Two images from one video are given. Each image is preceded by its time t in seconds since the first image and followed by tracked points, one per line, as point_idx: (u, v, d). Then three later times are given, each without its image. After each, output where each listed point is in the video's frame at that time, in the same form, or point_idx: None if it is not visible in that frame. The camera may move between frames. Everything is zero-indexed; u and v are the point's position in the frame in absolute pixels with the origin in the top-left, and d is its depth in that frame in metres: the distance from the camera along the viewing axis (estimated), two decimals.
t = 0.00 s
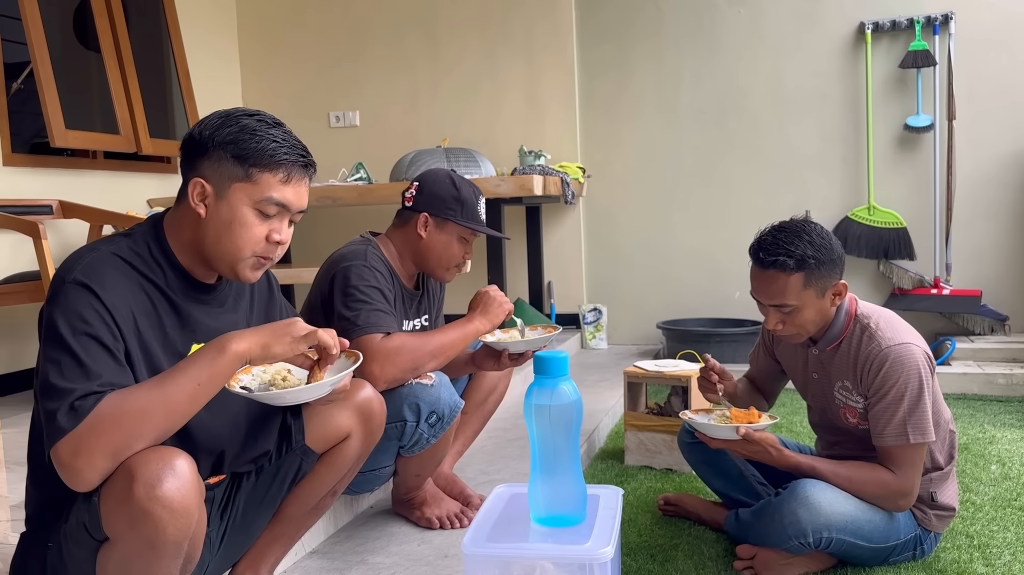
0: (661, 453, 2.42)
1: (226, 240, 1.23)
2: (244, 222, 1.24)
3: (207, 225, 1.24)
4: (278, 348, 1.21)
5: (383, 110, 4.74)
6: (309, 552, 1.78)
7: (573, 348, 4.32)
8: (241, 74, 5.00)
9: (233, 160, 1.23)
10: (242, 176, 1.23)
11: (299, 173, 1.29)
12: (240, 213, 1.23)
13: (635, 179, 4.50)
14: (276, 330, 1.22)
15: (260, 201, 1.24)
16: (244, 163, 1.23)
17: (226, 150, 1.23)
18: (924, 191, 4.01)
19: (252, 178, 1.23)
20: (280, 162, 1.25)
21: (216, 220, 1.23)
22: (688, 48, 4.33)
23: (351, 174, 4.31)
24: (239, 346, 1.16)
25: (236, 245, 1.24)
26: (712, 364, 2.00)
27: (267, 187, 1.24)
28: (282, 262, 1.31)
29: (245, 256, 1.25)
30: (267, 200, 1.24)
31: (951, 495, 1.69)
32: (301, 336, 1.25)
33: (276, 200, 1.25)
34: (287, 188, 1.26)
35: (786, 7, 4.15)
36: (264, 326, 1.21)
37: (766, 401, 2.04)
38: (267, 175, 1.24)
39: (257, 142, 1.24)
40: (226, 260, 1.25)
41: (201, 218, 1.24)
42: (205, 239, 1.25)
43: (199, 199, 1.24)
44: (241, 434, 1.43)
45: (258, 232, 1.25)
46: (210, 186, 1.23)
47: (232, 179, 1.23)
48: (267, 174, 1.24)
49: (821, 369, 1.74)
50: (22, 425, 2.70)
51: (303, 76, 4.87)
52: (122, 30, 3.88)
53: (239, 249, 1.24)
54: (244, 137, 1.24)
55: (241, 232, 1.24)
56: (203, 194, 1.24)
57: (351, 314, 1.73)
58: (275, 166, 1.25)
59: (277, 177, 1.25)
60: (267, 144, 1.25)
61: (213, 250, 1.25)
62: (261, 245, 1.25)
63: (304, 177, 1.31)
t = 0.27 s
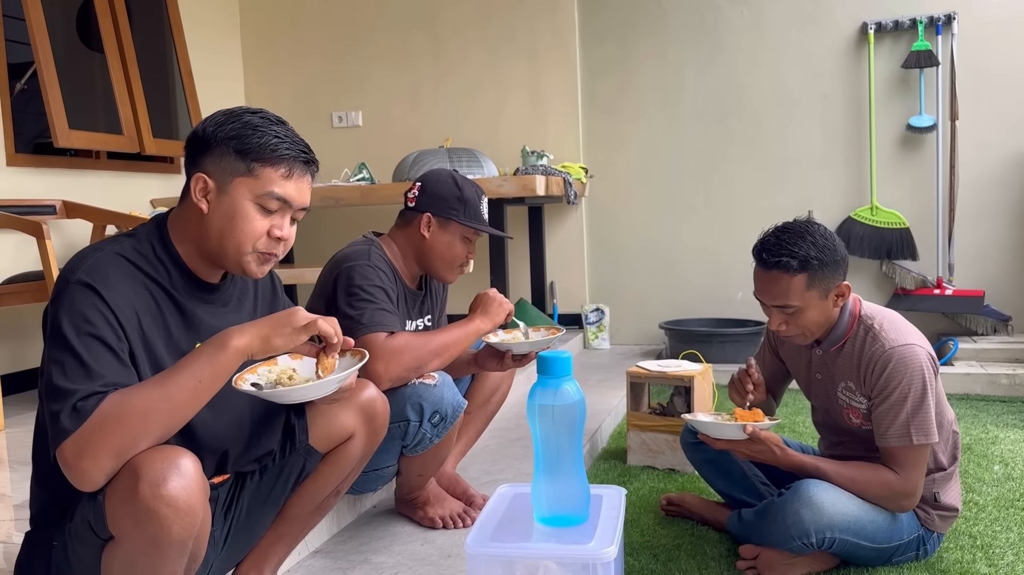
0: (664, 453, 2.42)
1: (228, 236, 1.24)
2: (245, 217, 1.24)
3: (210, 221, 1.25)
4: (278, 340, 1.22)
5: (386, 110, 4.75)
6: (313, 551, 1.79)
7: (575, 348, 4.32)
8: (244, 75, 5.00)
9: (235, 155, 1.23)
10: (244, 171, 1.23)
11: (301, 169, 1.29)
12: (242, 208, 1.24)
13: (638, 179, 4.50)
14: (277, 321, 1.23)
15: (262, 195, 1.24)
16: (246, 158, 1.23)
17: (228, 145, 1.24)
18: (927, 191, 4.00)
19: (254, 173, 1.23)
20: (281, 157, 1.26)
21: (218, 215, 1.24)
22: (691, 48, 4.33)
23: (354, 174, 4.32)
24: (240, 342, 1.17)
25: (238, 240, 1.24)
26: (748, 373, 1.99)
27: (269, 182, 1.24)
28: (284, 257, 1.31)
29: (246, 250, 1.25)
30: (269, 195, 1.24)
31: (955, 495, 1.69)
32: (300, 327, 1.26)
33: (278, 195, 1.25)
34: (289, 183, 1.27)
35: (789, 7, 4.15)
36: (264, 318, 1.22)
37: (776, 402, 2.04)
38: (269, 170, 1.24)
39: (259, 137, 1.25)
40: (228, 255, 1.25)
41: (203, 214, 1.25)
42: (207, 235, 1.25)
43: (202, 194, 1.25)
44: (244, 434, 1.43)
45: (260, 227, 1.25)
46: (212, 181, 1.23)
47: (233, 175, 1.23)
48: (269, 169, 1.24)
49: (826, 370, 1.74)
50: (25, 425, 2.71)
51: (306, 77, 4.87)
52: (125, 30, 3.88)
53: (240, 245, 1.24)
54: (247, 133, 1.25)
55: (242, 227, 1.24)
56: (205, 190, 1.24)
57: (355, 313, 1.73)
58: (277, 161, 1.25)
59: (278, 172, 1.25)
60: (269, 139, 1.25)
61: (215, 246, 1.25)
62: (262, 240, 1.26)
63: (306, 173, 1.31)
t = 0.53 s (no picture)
0: (666, 453, 2.42)
1: (229, 234, 1.24)
2: (247, 214, 1.24)
3: (211, 219, 1.25)
4: (288, 347, 1.23)
5: (388, 110, 4.75)
6: (315, 550, 1.79)
7: (577, 348, 4.32)
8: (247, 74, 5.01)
9: (234, 153, 1.23)
10: (245, 168, 1.24)
11: (300, 164, 1.30)
12: (243, 206, 1.24)
13: (640, 179, 4.50)
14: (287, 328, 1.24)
15: (263, 192, 1.25)
16: (246, 155, 1.24)
17: (227, 143, 1.24)
18: (930, 191, 4.00)
19: (254, 171, 1.24)
20: (281, 154, 1.26)
21: (219, 213, 1.24)
22: (694, 48, 4.33)
23: (356, 174, 4.32)
24: (248, 342, 1.16)
25: (239, 238, 1.24)
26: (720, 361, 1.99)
27: (269, 179, 1.25)
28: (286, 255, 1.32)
29: (248, 248, 1.25)
30: (270, 192, 1.25)
31: (958, 495, 1.69)
32: (311, 335, 1.27)
33: (279, 192, 1.26)
34: (289, 179, 1.27)
35: (792, 7, 4.15)
36: (274, 323, 1.23)
37: (773, 399, 2.04)
38: (269, 167, 1.25)
39: (258, 134, 1.25)
40: (231, 252, 1.26)
41: (205, 212, 1.25)
42: (208, 233, 1.26)
43: (203, 193, 1.25)
44: (247, 432, 1.43)
45: (261, 224, 1.26)
46: (213, 180, 1.24)
47: (234, 172, 1.23)
48: (269, 166, 1.25)
49: (830, 368, 1.74)
50: (29, 424, 2.71)
51: (309, 77, 4.88)
52: (128, 29, 3.89)
53: (243, 242, 1.24)
54: (245, 129, 1.25)
55: (244, 224, 1.24)
56: (206, 188, 1.25)
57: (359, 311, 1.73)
58: (276, 157, 1.25)
59: (279, 169, 1.26)
60: (268, 136, 1.25)
61: (217, 244, 1.26)
62: (265, 237, 1.26)
63: (306, 168, 1.32)
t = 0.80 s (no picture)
0: (668, 453, 2.41)
1: (230, 231, 1.24)
2: (246, 209, 1.25)
3: (211, 216, 1.25)
4: (296, 351, 1.22)
5: (390, 110, 4.75)
6: (317, 549, 1.79)
7: (579, 348, 4.32)
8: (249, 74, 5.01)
9: (230, 148, 1.24)
10: (242, 163, 1.24)
11: (296, 156, 1.30)
12: (242, 201, 1.24)
13: (642, 179, 4.49)
14: (294, 332, 1.23)
15: (261, 186, 1.25)
16: (242, 150, 1.24)
17: (223, 139, 1.24)
18: (932, 191, 3.99)
19: (252, 165, 1.24)
20: (277, 147, 1.27)
21: (218, 210, 1.24)
22: (696, 48, 4.32)
23: (358, 173, 4.32)
24: (257, 350, 1.18)
25: (239, 234, 1.25)
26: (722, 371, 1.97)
27: (267, 172, 1.25)
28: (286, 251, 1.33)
29: (247, 244, 1.25)
30: (268, 185, 1.25)
31: (960, 496, 1.69)
32: (319, 338, 1.25)
33: (277, 185, 1.26)
34: (287, 172, 1.28)
35: (795, 7, 4.14)
36: (282, 328, 1.23)
37: (767, 398, 2.05)
38: (266, 160, 1.25)
39: (253, 128, 1.25)
40: (231, 249, 1.26)
41: (204, 210, 1.25)
42: (208, 231, 1.26)
43: (201, 190, 1.25)
44: (249, 432, 1.43)
45: (262, 219, 1.26)
46: (210, 177, 1.24)
47: (231, 168, 1.24)
48: (266, 159, 1.25)
49: (832, 369, 1.74)
50: (31, 424, 2.72)
51: (311, 77, 4.88)
52: (130, 29, 3.89)
53: (244, 238, 1.25)
54: (240, 124, 1.25)
55: (244, 220, 1.25)
56: (204, 185, 1.25)
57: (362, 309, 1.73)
58: (272, 151, 1.26)
59: (275, 162, 1.26)
60: (263, 130, 1.26)
61: (217, 242, 1.26)
62: (266, 232, 1.27)
63: (302, 160, 1.32)
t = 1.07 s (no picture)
0: (670, 453, 2.41)
1: (233, 222, 1.25)
2: (248, 201, 1.25)
3: (212, 210, 1.25)
4: (299, 349, 1.22)
5: (392, 110, 4.75)
6: (319, 549, 1.79)
7: (580, 348, 4.31)
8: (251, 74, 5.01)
9: (228, 141, 1.24)
10: (241, 156, 1.24)
11: (294, 147, 1.31)
12: (243, 193, 1.25)
13: (644, 179, 4.49)
14: (296, 329, 1.23)
15: (261, 177, 1.25)
16: (240, 143, 1.24)
17: (220, 132, 1.25)
18: (934, 191, 3.99)
19: (250, 157, 1.25)
20: (274, 138, 1.27)
21: (220, 203, 1.25)
22: (698, 48, 4.32)
23: (360, 173, 4.32)
24: (260, 349, 1.18)
25: (244, 225, 1.25)
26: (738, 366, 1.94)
27: (266, 163, 1.26)
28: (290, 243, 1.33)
29: (253, 235, 1.26)
30: (268, 176, 1.26)
31: (963, 496, 1.69)
32: (322, 336, 1.25)
33: (276, 175, 1.27)
34: (285, 162, 1.28)
35: (797, 6, 4.14)
36: (283, 325, 1.22)
37: (777, 398, 2.04)
38: (265, 152, 1.26)
39: (249, 121, 1.26)
40: (236, 242, 1.26)
41: (205, 204, 1.25)
42: (210, 225, 1.26)
43: (201, 185, 1.25)
44: (250, 432, 1.43)
45: (265, 209, 1.27)
46: (209, 171, 1.24)
47: (230, 161, 1.24)
48: (264, 150, 1.26)
49: (833, 369, 1.74)
50: (33, 423, 2.72)
51: (313, 76, 4.88)
52: (132, 28, 3.89)
53: (247, 229, 1.25)
54: (236, 117, 1.26)
55: (247, 211, 1.25)
56: (204, 179, 1.25)
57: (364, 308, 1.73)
58: (270, 142, 1.26)
59: (273, 153, 1.27)
60: (260, 122, 1.26)
61: (220, 236, 1.26)
62: (268, 223, 1.27)
63: (299, 150, 1.32)
